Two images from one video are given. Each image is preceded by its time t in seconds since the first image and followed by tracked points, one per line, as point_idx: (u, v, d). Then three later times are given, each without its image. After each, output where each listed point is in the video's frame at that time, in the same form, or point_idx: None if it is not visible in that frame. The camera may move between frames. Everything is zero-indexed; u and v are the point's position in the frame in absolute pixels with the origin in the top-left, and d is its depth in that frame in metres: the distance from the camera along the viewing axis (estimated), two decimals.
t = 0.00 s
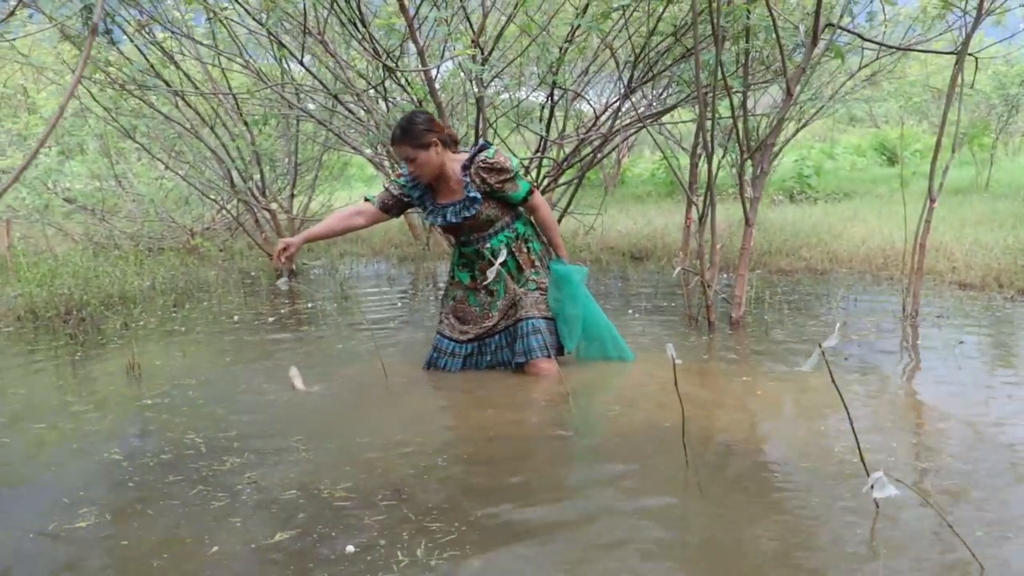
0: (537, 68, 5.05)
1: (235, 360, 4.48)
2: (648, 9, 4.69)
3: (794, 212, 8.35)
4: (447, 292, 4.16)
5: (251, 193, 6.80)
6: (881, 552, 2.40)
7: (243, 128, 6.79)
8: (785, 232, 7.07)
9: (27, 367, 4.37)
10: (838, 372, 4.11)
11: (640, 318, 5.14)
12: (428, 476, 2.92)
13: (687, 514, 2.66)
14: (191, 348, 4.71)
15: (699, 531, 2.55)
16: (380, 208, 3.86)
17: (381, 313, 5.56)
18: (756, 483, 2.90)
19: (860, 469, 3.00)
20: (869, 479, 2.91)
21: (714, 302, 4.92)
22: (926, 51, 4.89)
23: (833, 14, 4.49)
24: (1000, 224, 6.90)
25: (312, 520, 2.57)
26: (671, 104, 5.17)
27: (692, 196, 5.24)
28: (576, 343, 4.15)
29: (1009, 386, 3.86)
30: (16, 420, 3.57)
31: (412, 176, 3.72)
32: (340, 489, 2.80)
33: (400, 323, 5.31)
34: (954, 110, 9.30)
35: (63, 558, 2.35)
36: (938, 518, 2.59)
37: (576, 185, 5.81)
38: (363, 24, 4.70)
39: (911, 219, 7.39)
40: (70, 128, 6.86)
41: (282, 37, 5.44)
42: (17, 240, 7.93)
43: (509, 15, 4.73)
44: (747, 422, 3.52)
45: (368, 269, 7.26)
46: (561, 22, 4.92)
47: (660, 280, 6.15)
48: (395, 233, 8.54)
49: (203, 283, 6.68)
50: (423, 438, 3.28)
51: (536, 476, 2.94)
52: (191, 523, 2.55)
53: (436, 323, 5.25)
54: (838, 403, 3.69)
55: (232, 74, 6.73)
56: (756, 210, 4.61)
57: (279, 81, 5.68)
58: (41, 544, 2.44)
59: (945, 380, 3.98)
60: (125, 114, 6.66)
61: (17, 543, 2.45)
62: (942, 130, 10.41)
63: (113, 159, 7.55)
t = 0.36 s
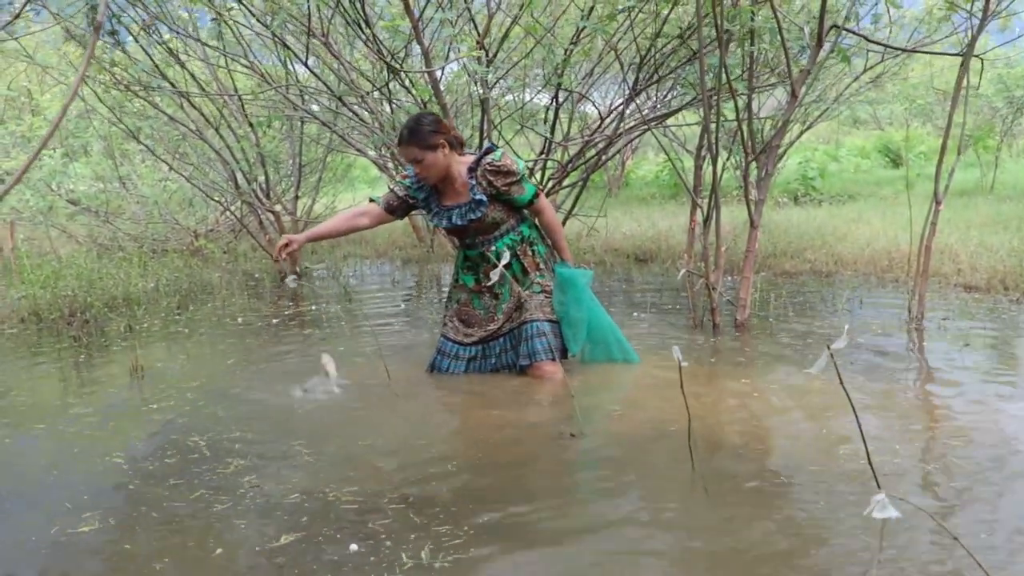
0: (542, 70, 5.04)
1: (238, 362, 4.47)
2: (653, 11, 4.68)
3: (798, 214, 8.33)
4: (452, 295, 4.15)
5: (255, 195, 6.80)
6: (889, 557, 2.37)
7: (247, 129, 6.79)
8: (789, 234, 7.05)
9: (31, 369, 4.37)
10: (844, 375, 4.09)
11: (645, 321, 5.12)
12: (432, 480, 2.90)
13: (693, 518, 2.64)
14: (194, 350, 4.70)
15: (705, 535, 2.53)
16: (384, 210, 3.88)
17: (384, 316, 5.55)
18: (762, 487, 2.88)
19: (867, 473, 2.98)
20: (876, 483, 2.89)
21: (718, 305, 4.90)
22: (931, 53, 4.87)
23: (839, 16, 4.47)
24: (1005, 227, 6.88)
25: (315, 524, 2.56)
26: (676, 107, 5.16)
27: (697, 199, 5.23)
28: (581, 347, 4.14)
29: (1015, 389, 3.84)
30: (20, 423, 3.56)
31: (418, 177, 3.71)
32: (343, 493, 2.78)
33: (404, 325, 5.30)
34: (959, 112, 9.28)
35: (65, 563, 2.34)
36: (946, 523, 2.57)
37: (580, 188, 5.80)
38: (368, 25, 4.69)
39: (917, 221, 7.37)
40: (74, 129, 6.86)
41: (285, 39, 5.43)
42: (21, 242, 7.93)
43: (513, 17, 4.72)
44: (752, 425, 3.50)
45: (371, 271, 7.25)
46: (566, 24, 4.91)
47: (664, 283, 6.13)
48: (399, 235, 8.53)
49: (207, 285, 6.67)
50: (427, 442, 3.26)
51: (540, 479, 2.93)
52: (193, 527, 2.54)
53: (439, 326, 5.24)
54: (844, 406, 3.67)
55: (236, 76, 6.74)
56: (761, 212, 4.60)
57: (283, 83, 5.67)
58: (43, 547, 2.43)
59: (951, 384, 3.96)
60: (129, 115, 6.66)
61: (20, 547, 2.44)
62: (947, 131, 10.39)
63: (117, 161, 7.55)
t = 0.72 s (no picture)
0: (542, 71, 5.03)
1: (237, 366, 4.44)
2: (654, 11, 4.66)
3: (798, 215, 8.32)
4: (452, 297, 4.11)
5: (253, 197, 6.78)
6: (896, 560, 2.35)
7: (246, 130, 6.76)
8: (789, 235, 7.04)
9: (29, 373, 4.34)
10: (847, 376, 4.07)
11: (645, 322, 5.11)
12: (433, 484, 2.88)
13: (698, 521, 2.61)
14: (193, 353, 4.68)
15: (710, 539, 2.50)
16: (385, 208, 3.84)
17: (384, 318, 5.53)
18: (766, 489, 2.85)
19: (873, 475, 2.95)
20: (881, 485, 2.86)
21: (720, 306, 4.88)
22: (933, 53, 4.85)
23: (841, 16, 4.45)
24: (1005, 227, 6.86)
25: (315, 530, 2.53)
26: (676, 107, 5.15)
27: (698, 200, 5.22)
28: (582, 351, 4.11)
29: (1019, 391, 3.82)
30: (18, 427, 3.54)
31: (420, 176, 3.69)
32: (344, 498, 2.75)
33: (403, 327, 5.28)
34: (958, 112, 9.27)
35: (63, 569, 2.31)
36: (954, 525, 2.54)
37: (580, 188, 5.78)
38: (367, 26, 4.67)
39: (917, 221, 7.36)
40: (71, 131, 6.84)
41: (283, 39, 5.41)
42: (19, 244, 7.90)
43: (513, 17, 4.70)
44: (756, 427, 3.47)
45: (370, 273, 7.23)
46: (566, 24, 4.90)
47: (665, 284, 6.11)
48: (397, 237, 8.51)
49: (205, 287, 6.65)
50: (428, 446, 3.24)
51: (543, 483, 2.90)
52: (192, 533, 2.51)
53: (439, 328, 5.21)
54: (847, 408, 3.65)
55: (234, 77, 6.71)
56: (763, 213, 4.58)
57: (280, 84, 5.65)
58: (40, 554, 2.40)
59: (955, 385, 3.93)
60: (127, 115, 6.63)
61: (18, 554, 2.41)
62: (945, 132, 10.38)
63: (115, 162, 7.53)
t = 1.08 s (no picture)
0: (547, 69, 5.00)
1: (241, 366, 4.41)
2: (660, 10, 4.65)
3: (802, 213, 8.29)
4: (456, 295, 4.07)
5: (255, 195, 6.75)
6: (916, 561, 2.32)
7: (248, 128, 6.74)
8: (794, 234, 7.01)
9: (31, 374, 4.31)
10: (857, 375, 4.03)
11: (651, 322, 5.08)
12: (443, 486, 2.85)
13: (712, 523, 2.58)
14: (196, 354, 4.65)
15: (723, 540, 2.47)
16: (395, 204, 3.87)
17: (388, 318, 5.51)
18: (781, 489, 2.82)
19: (887, 476, 2.92)
20: (897, 486, 2.83)
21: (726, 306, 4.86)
22: (941, 51, 4.83)
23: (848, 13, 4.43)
24: (1011, 226, 6.83)
25: (325, 533, 2.50)
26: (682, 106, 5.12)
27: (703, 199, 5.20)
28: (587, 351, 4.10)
29: None
30: (21, 429, 3.51)
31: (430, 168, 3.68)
32: (354, 500, 2.72)
33: (408, 327, 5.26)
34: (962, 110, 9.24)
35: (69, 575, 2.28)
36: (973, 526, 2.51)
37: (585, 187, 5.76)
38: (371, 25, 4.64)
39: (921, 220, 7.33)
40: (72, 130, 6.81)
41: (286, 37, 5.39)
42: (20, 244, 7.87)
43: (518, 15, 4.68)
44: (767, 428, 3.44)
45: (373, 272, 7.21)
46: (572, 21, 4.88)
47: (670, 283, 6.08)
48: (400, 235, 8.49)
49: (208, 286, 6.62)
50: (436, 448, 3.21)
51: (554, 484, 2.87)
52: (200, 537, 2.48)
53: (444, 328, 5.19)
54: (856, 407, 3.62)
55: (237, 75, 6.70)
56: (770, 212, 4.56)
57: (283, 82, 5.63)
58: (47, 560, 2.37)
59: (965, 384, 3.91)
60: (128, 114, 6.60)
61: (23, 559, 2.38)
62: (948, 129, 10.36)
63: (116, 161, 7.50)
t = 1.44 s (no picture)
0: (541, 66, 4.99)
1: (233, 364, 4.38)
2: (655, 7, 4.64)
3: (793, 210, 8.30)
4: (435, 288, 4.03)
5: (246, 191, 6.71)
6: (916, 559, 2.30)
7: (239, 123, 6.70)
8: (786, 230, 7.01)
9: (20, 372, 4.27)
10: (851, 372, 4.02)
11: (645, 319, 5.07)
12: (438, 486, 2.82)
13: (710, 521, 2.56)
14: (187, 351, 4.61)
15: (720, 538, 2.46)
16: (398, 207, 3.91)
17: (378, 315, 5.48)
18: (778, 487, 2.81)
19: (884, 473, 2.90)
20: (894, 483, 2.81)
21: (719, 303, 4.85)
22: (935, 48, 4.83)
23: (844, 10, 4.42)
24: (1003, 222, 6.84)
25: (320, 535, 2.47)
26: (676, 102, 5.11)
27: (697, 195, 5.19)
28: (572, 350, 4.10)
29: None
30: (10, 428, 3.47)
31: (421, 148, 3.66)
32: (348, 501, 2.70)
33: (399, 324, 5.23)
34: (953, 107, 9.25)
35: None
36: (972, 523, 2.49)
37: (578, 184, 5.75)
38: (364, 20, 4.61)
39: (913, 217, 7.34)
40: (60, 125, 6.75)
41: (277, 32, 5.35)
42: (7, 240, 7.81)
43: (512, 11, 4.67)
44: (762, 425, 3.43)
45: (364, 268, 7.18)
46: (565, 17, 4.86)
47: (664, 280, 6.07)
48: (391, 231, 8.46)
49: (198, 282, 6.57)
50: (430, 446, 3.18)
51: (549, 483, 2.85)
52: (191, 538, 2.45)
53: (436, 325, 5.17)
54: (852, 404, 3.61)
55: (227, 71, 6.66)
56: (765, 209, 4.56)
57: (274, 78, 5.59)
58: (38, 562, 2.34)
59: (959, 381, 3.90)
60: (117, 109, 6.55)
61: (13, 562, 2.35)
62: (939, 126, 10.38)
63: (105, 156, 7.45)
